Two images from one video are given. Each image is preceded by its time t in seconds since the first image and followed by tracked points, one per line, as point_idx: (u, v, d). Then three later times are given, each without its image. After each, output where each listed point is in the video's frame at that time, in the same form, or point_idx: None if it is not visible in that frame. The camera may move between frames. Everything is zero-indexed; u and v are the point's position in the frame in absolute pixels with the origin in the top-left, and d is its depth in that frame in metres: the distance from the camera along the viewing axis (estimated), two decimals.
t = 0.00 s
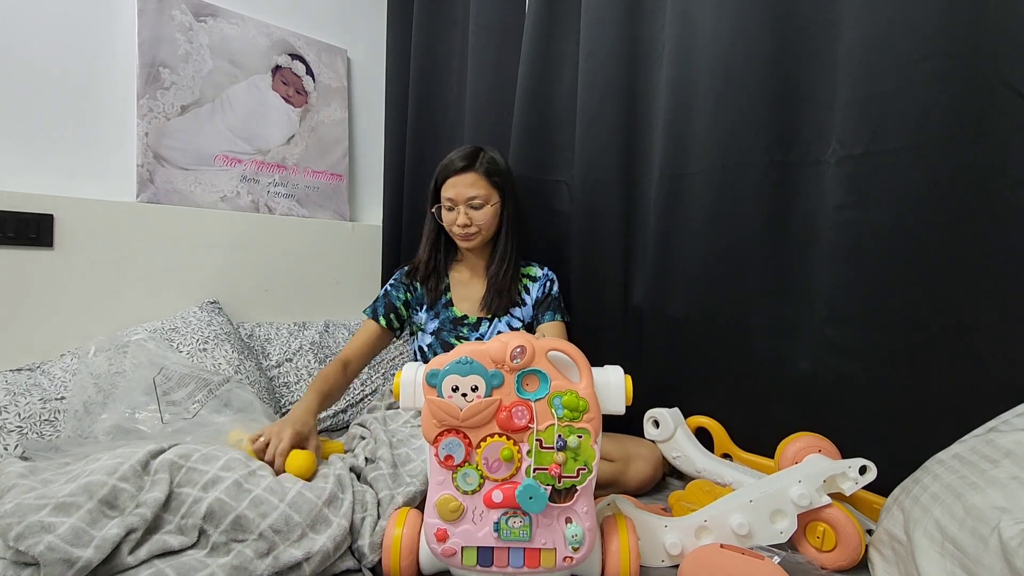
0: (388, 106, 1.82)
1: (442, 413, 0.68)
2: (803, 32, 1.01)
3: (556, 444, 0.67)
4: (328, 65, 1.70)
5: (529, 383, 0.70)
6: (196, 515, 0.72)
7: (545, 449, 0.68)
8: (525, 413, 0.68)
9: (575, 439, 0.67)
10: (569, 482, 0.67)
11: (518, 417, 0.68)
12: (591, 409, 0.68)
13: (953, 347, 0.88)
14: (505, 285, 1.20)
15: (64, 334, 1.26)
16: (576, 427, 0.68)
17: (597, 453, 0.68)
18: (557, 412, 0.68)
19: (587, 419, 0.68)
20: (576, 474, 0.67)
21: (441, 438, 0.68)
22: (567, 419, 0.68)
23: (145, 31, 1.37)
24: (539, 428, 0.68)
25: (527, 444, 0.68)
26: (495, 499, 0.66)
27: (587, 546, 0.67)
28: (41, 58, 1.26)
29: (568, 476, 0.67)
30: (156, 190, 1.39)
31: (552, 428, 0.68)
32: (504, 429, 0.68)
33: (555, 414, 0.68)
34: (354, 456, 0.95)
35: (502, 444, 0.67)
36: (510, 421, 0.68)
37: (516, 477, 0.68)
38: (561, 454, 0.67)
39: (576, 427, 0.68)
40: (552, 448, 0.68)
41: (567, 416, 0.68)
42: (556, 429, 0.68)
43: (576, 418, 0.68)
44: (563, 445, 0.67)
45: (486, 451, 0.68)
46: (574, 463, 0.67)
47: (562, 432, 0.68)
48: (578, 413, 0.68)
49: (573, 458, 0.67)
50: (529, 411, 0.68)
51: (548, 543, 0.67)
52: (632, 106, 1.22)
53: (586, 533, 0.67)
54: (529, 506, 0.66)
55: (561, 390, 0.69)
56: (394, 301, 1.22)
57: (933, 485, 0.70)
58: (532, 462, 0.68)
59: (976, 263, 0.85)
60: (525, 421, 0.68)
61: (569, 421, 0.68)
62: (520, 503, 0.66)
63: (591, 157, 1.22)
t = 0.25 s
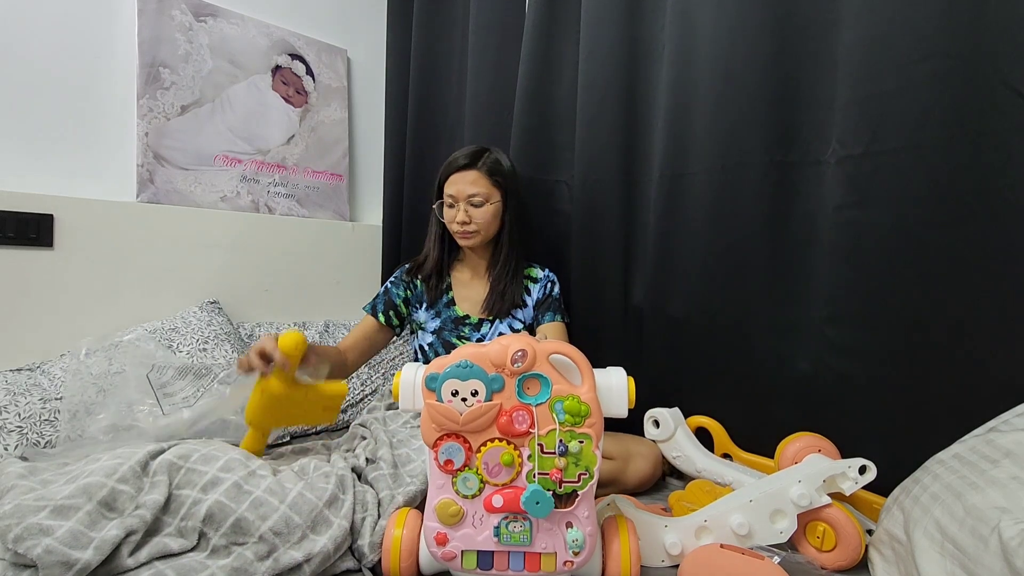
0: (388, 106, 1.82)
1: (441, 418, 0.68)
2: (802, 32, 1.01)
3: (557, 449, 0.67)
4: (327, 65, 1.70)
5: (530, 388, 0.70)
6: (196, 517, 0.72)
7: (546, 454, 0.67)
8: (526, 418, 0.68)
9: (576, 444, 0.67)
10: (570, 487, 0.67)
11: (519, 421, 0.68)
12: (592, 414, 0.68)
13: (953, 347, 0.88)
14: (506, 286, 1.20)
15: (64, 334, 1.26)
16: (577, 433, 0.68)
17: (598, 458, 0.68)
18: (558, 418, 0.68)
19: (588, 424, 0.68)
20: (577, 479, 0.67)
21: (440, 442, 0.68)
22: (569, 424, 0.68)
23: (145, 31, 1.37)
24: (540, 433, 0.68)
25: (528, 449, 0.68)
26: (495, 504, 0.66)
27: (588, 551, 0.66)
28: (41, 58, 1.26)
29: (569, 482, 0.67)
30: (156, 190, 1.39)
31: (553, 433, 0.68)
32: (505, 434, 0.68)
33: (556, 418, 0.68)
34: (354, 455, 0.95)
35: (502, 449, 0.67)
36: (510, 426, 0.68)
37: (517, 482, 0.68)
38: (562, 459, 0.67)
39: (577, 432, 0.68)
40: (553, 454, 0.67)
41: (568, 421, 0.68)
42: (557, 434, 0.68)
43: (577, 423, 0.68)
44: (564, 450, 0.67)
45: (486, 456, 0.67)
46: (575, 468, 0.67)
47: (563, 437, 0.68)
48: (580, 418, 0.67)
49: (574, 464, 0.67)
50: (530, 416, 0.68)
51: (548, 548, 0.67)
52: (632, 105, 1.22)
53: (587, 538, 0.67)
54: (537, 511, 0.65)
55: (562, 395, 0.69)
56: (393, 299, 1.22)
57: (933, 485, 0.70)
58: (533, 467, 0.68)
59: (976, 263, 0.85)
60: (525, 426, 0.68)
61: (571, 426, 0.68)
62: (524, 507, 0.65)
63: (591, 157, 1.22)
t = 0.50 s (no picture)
0: (388, 106, 1.82)
1: (440, 420, 0.67)
2: (802, 32, 1.01)
3: (557, 451, 0.67)
4: (328, 65, 1.70)
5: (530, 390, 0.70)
6: (196, 517, 0.72)
7: (546, 456, 0.68)
8: (526, 420, 0.68)
9: (576, 446, 0.67)
10: (570, 489, 0.67)
11: (519, 424, 0.68)
12: (593, 416, 0.68)
13: (953, 347, 0.88)
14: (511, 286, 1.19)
15: (64, 334, 1.26)
16: (578, 435, 0.68)
17: (599, 461, 0.68)
18: (558, 420, 0.68)
19: (588, 426, 0.68)
20: (577, 481, 0.67)
21: (440, 445, 0.68)
22: (569, 426, 0.68)
23: (145, 31, 1.37)
24: (540, 435, 0.68)
25: (528, 451, 0.68)
26: (495, 507, 0.66)
27: (588, 553, 0.67)
28: (41, 58, 1.26)
29: (569, 484, 0.67)
30: (156, 190, 1.39)
31: (553, 435, 0.68)
32: (504, 436, 0.68)
33: (557, 421, 0.68)
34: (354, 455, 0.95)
35: (502, 451, 0.67)
36: (510, 428, 0.68)
37: (517, 484, 0.68)
38: (562, 461, 0.67)
39: (577, 434, 0.68)
40: (553, 456, 0.67)
41: (568, 423, 0.68)
42: (557, 436, 0.68)
43: (577, 425, 0.68)
44: (564, 452, 0.67)
45: (486, 458, 0.67)
46: (575, 470, 0.67)
47: (563, 439, 0.68)
48: (580, 420, 0.68)
49: (574, 466, 0.67)
50: (530, 419, 0.68)
51: (548, 550, 0.67)
52: (632, 105, 1.22)
53: (587, 540, 0.67)
54: (534, 514, 0.65)
55: (563, 397, 0.69)
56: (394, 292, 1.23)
57: (933, 485, 0.70)
58: (533, 469, 0.68)
59: (975, 263, 0.85)
60: (525, 428, 0.68)
61: (571, 428, 0.68)
62: (524, 509, 0.65)
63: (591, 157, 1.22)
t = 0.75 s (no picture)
0: (388, 106, 1.82)
1: (440, 419, 0.68)
2: (802, 32, 1.01)
3: (557, 450, 0.67)
4: (328, 65, 1.70)
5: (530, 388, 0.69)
6: (196, 517, 0.72)
7: (546, 455, 0.67)
8: (526, 418, 0.68)
9: (576, 445, 0.67)
10: (570, 488, 0.67)
11: (519, 422, 0.68)
12: (593, 414, 0.68)
13: (953, 347, 0.88)
14: (520, 286, 1.20)
15: (64, 334, 1.26)
16: (577, 434, 0.68)
17: (598, 460, 0.68)
18: (558, 419, 0.68)
19: (588, 425, 0.68)
20: (577, 480, 0.67)
21: (440, 443, 0.68)
22: (569, 425, 0.68)
23: (145, 31, 1.37)
24: (540, 434, 0.68)
25: (528, 450, 0.68)
26: (495, 505, 0.66)
27: (588, 552, 0.67)
28: (41, 57, 1.26)
29: (569, 483, 0.67)
30: (156, 190, 1.39)
31: (553, 434, 0.68)
32: (505, 435, 0.68)
33: (557, 420, 0.68)
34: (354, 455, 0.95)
35: (502, 450, 0.67)
36: (510, 427, 0.68)
37: (517, 483, 0.68)
38: (562, 460, 0.67)
39: (577, 433, 0.68)
40: (553, 455, 0.67)
41: (568, 422, 0.68)
42: (557, 435, 0.68)
43: (577, 423, 0.68)
44: (564, 451, 0.67)
45: (486, 457, 0.67)
46: (575, 469, 0.67)
47: (563, 438, 0.68)
48: (580, 419, 0.67)
49: (574, 465, 0.67)
50: (530, 417, 0.68)
51: (548, 549, 0.67)
52: (632, 105, 1.22)
53: (587, 539, 0.67)
54: (535, 512, 0.65)
55: (562, 395, 0.69)
56: (404, 288, 1.19)
57: (933, 485, 0.70)
58: (533, 468, 0.68)
59: (975, 263, 0.85)
60: (525, 427, 0.68)
61: (571, 427, 0.68)
62: (524, 508, 0.65)
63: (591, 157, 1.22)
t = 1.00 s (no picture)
0: (388, 106, 1.82)
1: (443, 412, 0.68)
2: (802, 31, 1.01)
3: (557, 443, 0.67)
4: (328, 65, 1.70)
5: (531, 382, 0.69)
6: (196, 518, 0.72)
7: (546, 448, 0.68)
8: (526, 412, 0.68)
9: (576, 438, 0.67)
10: (569, 481, 0.67)
11: (519, 416, 0.68)
12: (592, 408, 0.68)
13: (953, 347, 0.88)
14: (526, 285, 1.22)
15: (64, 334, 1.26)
16: (577, 427, 0.68)
17: (598, 453, 0.68)
18: (558, 412, 0.68)
19: (587, 418, 0.68)
20: (577, 473, 0.67)
21: (442, 437, 0.68)
22: (568, 419, 0.68)
23: (145, 31, 1.37)
24: (540, 427, 0.68)
25: (528, 443, 0.68)
26: (495, 498, 0.66)
27: (588, 547, 0.66)
28: (41, 57, 1.26)
29: (569, 476, 0.67)
30: (156, 190, 1.39)
31: (553, 427, 0.68)
32: (506, 428, 0.68)
33: (556, 413, 0.68)
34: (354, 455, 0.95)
35: (503, 444, 0.67)
36: (511, 420, 0.67)
37: (517, 477, 0.68)
38: (561, 453, 0.67)
39: (577, 426, 0.68)
40: (552, 448, 0.68)
41: (568, 415, 0.68)
42: (557, 428, 0.68)
43: (577, 417, 0.68)
44: (564, 444, 0.67)
45: (487, 451, 0.67)
46: (575, 462, 0.67)
47: (563, 431, 0.68)
48: (579, 412, 0.68)
49: (574, 458, 0.67)
50: (530, 411, 0.68)
51: (548, 543, 0.67)
52: (632, 105, 1.22)
53: (587, 533, 0.67)
54: (536, 505, 0.65)
55: (562, 389, 0.69)
56: (421, 286, 1.18)
57: (933, 485, 0.70)
58: (533, 462, 0.68)
59: (975, 263, 0.85)
60: (526, 420, 0.68)
61: (570, 421, 0.68)
62: (525, 502, 0.66)
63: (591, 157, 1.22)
